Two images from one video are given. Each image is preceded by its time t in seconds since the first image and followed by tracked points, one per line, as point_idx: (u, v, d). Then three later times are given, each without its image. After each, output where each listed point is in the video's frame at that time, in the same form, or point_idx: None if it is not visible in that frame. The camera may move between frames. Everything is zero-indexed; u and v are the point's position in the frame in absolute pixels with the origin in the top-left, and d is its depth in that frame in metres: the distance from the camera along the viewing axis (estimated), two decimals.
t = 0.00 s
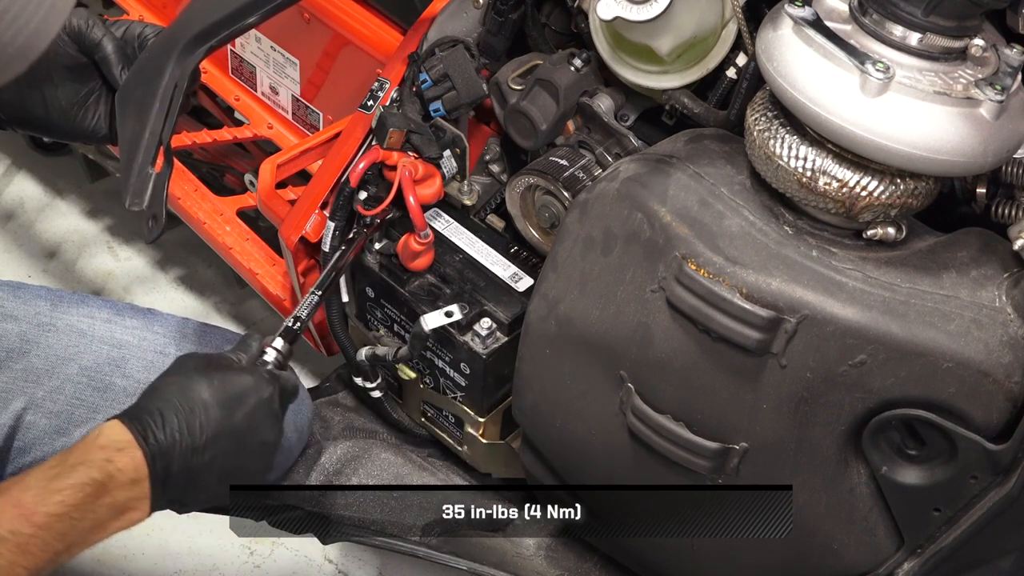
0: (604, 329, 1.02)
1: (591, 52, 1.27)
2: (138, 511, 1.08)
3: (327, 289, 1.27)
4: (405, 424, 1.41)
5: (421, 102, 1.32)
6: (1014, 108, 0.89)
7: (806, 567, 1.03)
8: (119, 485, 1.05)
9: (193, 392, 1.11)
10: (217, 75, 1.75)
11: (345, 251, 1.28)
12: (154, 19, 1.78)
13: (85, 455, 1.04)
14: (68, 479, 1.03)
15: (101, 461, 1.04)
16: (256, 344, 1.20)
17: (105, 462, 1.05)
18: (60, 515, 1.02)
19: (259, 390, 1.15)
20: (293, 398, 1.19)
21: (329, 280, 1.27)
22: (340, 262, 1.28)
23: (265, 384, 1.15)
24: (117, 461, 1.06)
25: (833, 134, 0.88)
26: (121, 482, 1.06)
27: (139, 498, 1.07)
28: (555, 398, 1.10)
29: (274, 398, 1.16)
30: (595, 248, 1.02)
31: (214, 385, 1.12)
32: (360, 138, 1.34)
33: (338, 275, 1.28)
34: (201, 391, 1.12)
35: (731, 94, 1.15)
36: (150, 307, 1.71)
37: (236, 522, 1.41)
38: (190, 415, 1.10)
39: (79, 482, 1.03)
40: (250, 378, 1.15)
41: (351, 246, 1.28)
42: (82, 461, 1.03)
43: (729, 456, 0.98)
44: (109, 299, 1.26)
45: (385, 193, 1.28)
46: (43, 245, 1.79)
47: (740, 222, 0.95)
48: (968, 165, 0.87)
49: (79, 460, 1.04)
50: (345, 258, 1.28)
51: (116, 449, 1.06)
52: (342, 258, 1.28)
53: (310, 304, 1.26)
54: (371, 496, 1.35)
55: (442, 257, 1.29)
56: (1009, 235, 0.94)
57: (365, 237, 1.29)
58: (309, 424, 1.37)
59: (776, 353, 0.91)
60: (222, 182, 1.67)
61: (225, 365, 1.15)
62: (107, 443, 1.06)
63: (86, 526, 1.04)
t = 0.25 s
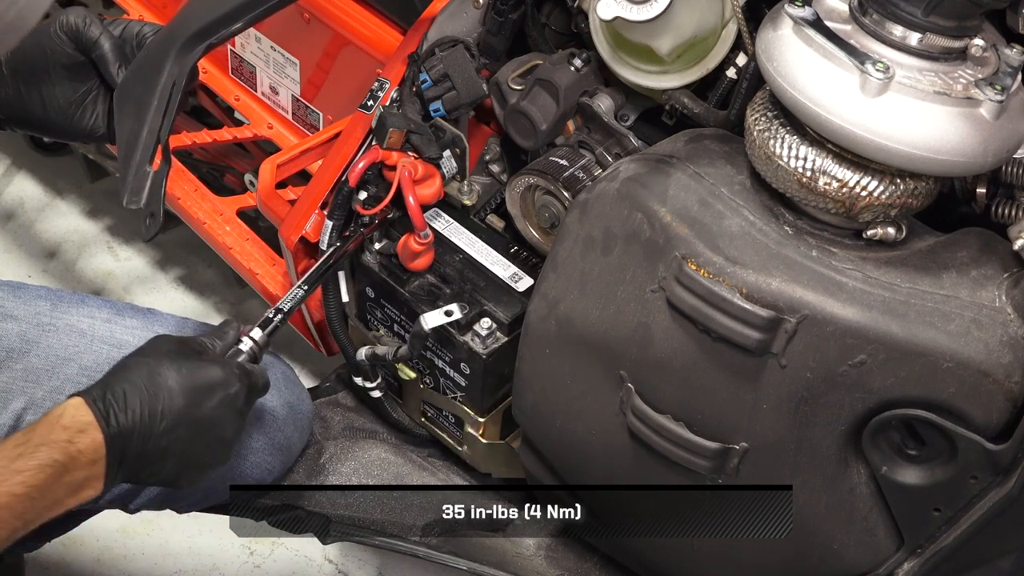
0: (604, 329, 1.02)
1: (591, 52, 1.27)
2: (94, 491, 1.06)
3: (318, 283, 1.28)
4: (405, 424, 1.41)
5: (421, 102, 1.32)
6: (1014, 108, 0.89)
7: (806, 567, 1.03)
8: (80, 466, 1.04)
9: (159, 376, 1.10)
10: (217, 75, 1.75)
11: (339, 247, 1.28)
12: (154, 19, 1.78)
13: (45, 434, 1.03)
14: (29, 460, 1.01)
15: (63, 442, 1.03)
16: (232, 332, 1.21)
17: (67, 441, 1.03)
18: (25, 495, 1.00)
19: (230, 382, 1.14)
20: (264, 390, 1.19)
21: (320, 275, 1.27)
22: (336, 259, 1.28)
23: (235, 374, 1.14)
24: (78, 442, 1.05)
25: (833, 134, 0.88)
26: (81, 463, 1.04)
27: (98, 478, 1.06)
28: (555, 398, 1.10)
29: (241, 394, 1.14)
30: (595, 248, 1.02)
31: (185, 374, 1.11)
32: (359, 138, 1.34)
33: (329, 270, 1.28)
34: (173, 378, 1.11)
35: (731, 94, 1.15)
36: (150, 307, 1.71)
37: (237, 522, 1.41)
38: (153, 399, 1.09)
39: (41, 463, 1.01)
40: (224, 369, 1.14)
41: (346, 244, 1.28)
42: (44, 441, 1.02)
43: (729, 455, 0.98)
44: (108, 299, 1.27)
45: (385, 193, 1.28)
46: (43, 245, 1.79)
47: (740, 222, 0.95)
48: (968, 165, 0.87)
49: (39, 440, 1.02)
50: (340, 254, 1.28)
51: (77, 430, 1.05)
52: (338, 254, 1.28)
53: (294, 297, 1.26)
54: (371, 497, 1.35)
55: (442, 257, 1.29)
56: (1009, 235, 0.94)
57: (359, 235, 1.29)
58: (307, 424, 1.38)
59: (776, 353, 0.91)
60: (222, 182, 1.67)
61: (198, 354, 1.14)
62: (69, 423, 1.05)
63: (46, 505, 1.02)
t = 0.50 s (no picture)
0: (604, 329, 1.02)
1: (591, 52, 1.27)
2: (104, 493, 1.06)
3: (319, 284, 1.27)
4: (405, 424, 1.41)
5: (421, 102, 1.32)
6: (1013, 108, 0.89)
7: (806, 567, 1.03)
8: (90, 466, 1.04)
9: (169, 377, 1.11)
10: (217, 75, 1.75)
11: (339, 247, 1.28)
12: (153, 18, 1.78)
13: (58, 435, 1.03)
14: (39, 459, 1.01)
15: (73, 442, 1.03)
16: (237, 336, 1.21)
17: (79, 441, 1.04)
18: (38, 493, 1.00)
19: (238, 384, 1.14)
20: (271, 391, 1.19)
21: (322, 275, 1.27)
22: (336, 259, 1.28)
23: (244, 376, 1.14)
24: (88, 442, 1.05)
25: (833, 134, 0.88)
26: (91, 463, 1.04)
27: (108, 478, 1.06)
28: (555, 398, 1.10)
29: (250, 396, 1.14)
30: (595, 248, 1.02)
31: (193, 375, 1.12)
32: (359, 138, 1.34)
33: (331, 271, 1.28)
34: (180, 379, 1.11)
35: (731, 94, 1.15)
36: (150, 307, 1.71)
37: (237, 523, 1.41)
38: (164, 401, 1.10)
39: (52, 461, 1.01)
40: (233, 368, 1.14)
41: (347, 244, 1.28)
42: (54, 441, 1.02)
43: (729, 456, 0.98)
44: (109, 299, 1.26)
45: (385, 193, 1.28)
46: (42, 245, 1.79)
47: (740, 222, 0.95)
48: (968, 165, 0.87)
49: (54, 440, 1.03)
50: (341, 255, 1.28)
51: (87, 431, 1.06)
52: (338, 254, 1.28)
53: (296, 298, 1.26)
54: (371, 497, 1.35)
55: (442, 257, 1.29)
56: (1009, 235, 0.94)
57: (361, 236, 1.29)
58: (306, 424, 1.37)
59: (776, 353, 0.91)
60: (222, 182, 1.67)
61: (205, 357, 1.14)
62: (80, 424, 1.06)
63: (56, 506, 1.02)
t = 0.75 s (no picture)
0: (604, 329, 1.02)
1: (591, 52, 1.27)
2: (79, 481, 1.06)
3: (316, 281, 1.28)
4: (405, 424, 1.41)
5: (421, 102, 1.32)
6: (1014, 108, 0.89)
7: (806, 567, 1.03)
8: (63, 453, 1.05)
9: (146, 367, 1.10)
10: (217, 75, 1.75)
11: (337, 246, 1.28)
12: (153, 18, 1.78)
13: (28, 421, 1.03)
14: (14, 447, 1.01)
15: (46, 429, 1.04)
16: (226, 328, 1.21)
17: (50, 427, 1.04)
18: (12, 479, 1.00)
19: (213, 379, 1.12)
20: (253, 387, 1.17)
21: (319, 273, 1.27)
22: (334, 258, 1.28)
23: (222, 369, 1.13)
24: (61, 430, 1.05)
25: (833, 134, 0.88)
26: (65, 450, 1.05)
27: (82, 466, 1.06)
28: (555, 398, 1.10)
29: (227, 390, 1.13)
30: (595, 248, 1.02)
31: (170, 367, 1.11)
32: (359, 138, 1.34)
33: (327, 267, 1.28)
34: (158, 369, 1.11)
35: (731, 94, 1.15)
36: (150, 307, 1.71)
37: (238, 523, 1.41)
38: (136, 389, 1.09)
39: (27, 450, 1.01)
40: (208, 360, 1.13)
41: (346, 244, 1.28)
42: (29, 429, 1.02)
43: (729, 455, 0.98)
44: (109, 299, 1.26)
45: (385, 193, 1.28)
46: (43, 245, 1.79)
47: (740, 222, 0.95)
48: (968, 165, 0.87)
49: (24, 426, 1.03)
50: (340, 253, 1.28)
51: (61, 419, 1.06)
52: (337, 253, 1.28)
53: (290, 294, 1.26)
54: (371, 497, 1.35)
55: (442, 257, 1.29)
56: (1009, 235, 0.94)
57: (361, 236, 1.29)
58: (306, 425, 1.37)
59: (776, 352, 0.91)
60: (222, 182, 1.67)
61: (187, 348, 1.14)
62: (52, 411, 1.06)
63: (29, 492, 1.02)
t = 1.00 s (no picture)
0: (604, 329, 1.02)
1: (591, 52, 1.27)
2: (100, 489, 1.06)
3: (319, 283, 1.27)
4: (405, 424, 1.41)
5: (421, 102, 1.32)
6: (1013, 108, 0.89)
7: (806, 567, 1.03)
8: (85, 460, 1.04)
9: (163, 373, 1.11)
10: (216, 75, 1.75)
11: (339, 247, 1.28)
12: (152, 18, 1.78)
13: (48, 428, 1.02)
14: (33, 453, 1.00)
15: (67, 435, 1.03)
16: (234, 332, 1.22)
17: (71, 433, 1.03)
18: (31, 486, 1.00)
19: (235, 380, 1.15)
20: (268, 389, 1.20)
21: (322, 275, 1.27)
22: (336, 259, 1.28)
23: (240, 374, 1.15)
24: (83, 436, 1.04)
25: (833, 134, 0.88)
26: (86, 458, 1.04)
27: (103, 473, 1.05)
28: (555, 398, 1.10)
29: (244, 392, 1.15)
30: (595, 248, 1.02)
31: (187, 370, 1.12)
32: (360, 138, 1.34)
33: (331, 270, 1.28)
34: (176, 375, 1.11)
35: (731, 94, 1.15)
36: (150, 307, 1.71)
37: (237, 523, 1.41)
38: (157, 395, 1.10)
39: (46, 456, 1.00)
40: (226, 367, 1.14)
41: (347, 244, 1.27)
42: (49, 435, 1.01)
43: (729, 456, 0.98)
44: (108, 299, 1.27)
45: (385, 193, 1.28)
46: (42, 245, 1.79)
47: (740, 222, 0.95)
48: (967, 165, 0.87)
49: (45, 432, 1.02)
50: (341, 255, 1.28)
51: (83, 425, 1.05)
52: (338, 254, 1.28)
53: (294, 297, 1.26)
54: (372, 497, 1.36)
55: (441, 257, 1.29)
56: (1009, 235, 0.94)
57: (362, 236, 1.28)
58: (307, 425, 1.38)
59: (776, 353, 0.91)
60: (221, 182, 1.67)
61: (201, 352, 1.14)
62: (74, 418, 1.05)
63: (50, 500, 1.01)
